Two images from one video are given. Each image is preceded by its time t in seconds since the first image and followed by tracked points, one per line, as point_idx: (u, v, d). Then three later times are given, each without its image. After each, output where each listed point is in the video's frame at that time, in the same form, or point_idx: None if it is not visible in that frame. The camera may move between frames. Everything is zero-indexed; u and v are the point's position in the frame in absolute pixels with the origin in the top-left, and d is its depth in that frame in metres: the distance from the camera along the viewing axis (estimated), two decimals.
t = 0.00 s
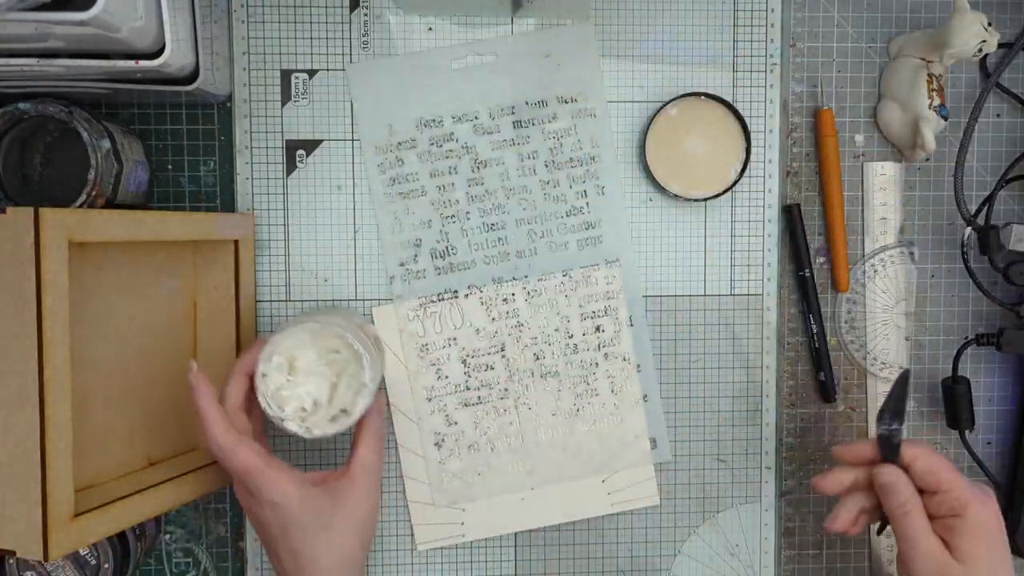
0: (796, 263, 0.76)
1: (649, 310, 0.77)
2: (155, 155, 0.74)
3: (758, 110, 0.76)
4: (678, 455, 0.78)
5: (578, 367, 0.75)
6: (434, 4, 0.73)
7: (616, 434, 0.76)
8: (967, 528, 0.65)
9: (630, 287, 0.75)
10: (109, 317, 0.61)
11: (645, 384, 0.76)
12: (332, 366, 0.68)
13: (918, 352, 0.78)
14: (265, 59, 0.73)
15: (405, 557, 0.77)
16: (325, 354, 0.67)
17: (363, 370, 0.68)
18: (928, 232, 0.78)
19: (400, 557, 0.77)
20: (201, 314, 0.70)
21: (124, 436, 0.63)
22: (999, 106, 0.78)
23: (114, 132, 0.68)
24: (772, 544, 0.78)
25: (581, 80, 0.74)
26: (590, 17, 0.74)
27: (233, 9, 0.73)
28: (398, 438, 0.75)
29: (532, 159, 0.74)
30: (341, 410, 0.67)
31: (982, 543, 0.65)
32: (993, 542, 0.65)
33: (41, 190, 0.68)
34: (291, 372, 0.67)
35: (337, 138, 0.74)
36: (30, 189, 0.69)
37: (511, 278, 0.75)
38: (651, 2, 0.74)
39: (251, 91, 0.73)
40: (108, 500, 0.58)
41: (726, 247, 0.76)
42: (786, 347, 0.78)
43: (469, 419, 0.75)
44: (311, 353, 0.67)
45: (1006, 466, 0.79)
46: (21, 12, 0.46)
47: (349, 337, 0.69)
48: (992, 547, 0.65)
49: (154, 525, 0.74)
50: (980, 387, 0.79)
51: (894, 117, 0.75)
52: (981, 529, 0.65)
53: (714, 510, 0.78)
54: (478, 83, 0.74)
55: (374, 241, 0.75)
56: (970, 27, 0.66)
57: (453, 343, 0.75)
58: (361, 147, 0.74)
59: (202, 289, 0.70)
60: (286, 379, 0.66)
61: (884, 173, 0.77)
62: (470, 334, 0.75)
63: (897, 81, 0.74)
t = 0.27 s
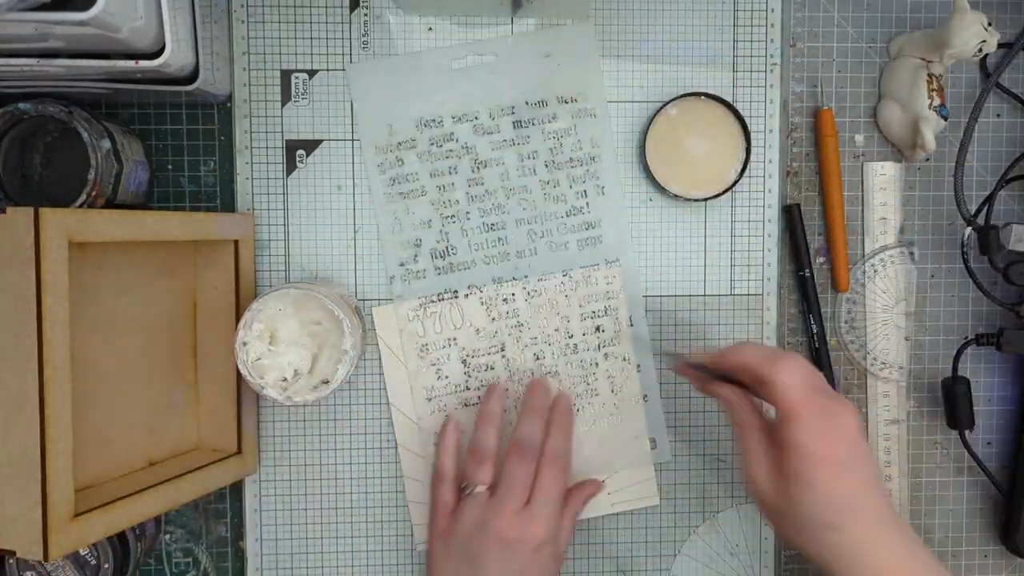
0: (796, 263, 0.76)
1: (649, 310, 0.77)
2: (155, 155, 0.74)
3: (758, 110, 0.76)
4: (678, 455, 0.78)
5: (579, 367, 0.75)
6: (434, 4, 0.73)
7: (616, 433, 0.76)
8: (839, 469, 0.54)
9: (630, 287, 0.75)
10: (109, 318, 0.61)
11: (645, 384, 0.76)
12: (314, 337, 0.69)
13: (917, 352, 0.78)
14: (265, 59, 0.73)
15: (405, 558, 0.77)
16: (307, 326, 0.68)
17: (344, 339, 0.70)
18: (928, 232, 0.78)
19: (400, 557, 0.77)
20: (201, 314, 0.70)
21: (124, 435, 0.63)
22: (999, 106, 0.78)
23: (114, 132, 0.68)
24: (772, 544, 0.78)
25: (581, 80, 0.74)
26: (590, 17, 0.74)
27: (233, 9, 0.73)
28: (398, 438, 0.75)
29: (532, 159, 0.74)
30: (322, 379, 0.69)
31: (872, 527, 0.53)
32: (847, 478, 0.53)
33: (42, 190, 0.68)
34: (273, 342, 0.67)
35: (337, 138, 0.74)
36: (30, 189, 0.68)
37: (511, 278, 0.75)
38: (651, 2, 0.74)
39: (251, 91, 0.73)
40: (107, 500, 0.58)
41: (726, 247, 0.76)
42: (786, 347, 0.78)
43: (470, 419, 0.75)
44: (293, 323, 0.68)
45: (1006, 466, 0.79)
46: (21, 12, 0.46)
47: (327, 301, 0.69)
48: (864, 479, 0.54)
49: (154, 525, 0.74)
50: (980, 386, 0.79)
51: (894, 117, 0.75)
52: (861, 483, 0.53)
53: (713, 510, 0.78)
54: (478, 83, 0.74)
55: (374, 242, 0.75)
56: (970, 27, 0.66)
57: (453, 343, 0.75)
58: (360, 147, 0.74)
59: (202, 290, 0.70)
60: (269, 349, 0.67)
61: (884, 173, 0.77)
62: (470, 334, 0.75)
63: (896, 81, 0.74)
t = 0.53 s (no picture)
0: (796, 263, 0.76)
1: (649, 310, 0.77)
2: (155, 155, 0.74)
3: (758, 110, 0.76)
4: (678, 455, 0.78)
5: (579, 367, 0.75)
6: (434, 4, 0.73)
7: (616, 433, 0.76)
8: (564, 510, 0.33)
9: (630, 287, 0.75)
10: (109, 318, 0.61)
11: (645, 384, 0.76)
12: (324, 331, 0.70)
13: (918, 352, 0.78)
14: (265, 60, 0.73)
15: (406, 557, 0.77)
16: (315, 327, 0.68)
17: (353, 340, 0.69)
18: (928, 232, 0.78)
19: (401, 557, 0.77)
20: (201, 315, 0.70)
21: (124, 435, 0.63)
22: (999, 106, 0.78)
23: (114, 132, 0.68)
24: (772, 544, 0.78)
25: (581, 79, 0.74)
26: (590, 17, 0.74)
27: (233, 9, 0.73)
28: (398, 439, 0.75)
29: (532, 159, 0.74)
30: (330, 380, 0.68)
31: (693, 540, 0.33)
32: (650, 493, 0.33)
33: (42, 190, 0.68)
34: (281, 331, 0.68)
35: (337, 138, 0.74)
36: (30, 189, 0.68)
37: (511, 278, 0.75)
38: (651, 1, 0.74)
39: (251, 92, 0.73)
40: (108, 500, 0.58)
41: (726, 247, 0.77)
42: (786, 347, 0.78)
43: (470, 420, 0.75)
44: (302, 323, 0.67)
45: (1006, 466, 0.79)
46: (21, 12, 0.46)
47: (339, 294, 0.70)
48: (667, 500, 0.34)
49: (154, 525, 0.74)
50: (980, 387, 0.79)
51: (894, 117, 0.75)
52: (671, 502, 0.33)
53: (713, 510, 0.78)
54: (478, 82, 0.74)
55: (374, 242, 0.75)
56: (970, 27, 0.66)
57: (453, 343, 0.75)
58: (360, 147, 0.74)
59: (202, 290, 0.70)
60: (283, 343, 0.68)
61: (884, 173, 0.77)
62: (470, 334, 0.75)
63: (896, 81, 0.74)
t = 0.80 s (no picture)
0: (796, 263, 0.76)
1: (649, 310, 0.77)
2: (155, 155, 0.74)
3: (758, 110, 0.76)
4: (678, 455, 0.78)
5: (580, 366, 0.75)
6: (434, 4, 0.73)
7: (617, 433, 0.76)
8: (657, 495, 0.42)
9: (630, 286, 0.75)
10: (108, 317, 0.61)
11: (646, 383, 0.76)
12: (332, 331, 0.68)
13: (917, 352, 0.78)
14: (265, 60, 0.73)
15: (406, 557, 0.77)
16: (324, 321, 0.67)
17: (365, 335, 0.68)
18: (928, 232, 0.78)
19: (401, 557, 0.77)
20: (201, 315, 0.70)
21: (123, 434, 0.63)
22: (999, 106, 0.78)
23: (115, 132, 0.68)
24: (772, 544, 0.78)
25: (582, 79, 0.74)
26: (590, 17, 0.74)
27: (233, 9, 0.73)
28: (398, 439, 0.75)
29: (533, 159, 0.74)
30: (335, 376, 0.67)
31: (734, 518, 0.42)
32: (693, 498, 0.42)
33: (42, 190, 0.68)
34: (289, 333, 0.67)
35: (337, 138, 0.74)
36: (30, 189, 0.68)
37: (511, 278, 0.75)
38: (651, 1, 0.74)
39: (251, 92, 0.73)
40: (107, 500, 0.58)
41: (726, 247, 0.76)
42: (786, 347, 0.78)
43: (471, 419, 0.75)
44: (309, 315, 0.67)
45: (1006, 466, 0.79)
46: (21, 12, 0.46)
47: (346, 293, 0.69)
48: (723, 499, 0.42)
49: (154, 524, 0.74)
50: (980, 387, 0.79)
51: (894, 117, 0.75)
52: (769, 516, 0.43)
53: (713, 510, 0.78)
54: (478, 82, 0.74)
55: (374, 242, 0.75)
56: (970, 27, 0.66)
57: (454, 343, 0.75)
58: (360, 147, 0.74)
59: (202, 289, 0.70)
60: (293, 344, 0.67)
61: (884, 173, 0.77)
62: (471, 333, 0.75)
63: (896, 81, 0.74)
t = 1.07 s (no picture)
0: (796, 263, 0.76)
1: (650, 309, 0.77)
2: (155, 155, 0.74)
3: (758, 110, 0.76)
4: (678, 455, 0.78)
5: (581, 366, 0.75)
6: (434, 4, 0.74)
7: (617, 433, 0.76)
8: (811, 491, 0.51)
9: (631, 286, 0.75)
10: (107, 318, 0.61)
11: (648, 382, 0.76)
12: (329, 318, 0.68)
13: (917, 352, 0.78)
14: (265, 60, 0.73)
15: (406, 557, 0.77)
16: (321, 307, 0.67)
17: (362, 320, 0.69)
18: (928, 232, 0.78)
19: (401, 557, 0.77)
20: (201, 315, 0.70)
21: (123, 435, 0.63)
22: (999, 106, 0.78)
23: (115, 132, 0.68)
24: (772, 545, 0.78)
25: (582, 79, 0.74)
26: (590, 17, 0.74)
27: (233, 9, 0.73)
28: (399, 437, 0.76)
29: (534, 158, 0.74)
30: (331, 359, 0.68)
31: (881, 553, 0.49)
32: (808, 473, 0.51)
33: (42, 190, 0.68)
34: (287, 317, 0.67)
35: (337, 138, 0.74)
36: (30, 189, 0.68)
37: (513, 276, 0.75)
38: (651, 1, 0.74)
39: (251, 91, 0.73)
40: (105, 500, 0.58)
41: (727, 247, 0.76)
42: (786, 347, 0.78)
43: (472, 418, 0.75)
44: (307, 302, 0.67)
45: (1006, 466, 0.79)
46: (21, 12, 0.46)
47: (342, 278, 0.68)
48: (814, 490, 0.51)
49: (154, 524, 0.74)
50: (980, 387, 0.79)
51: (894, 117, 0.75)
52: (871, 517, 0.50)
53: (714, 509, 0.78)
54: (479, 83, 0.74)
55: (375, 241, 0.75)
56: (970, 27, 0.66)
57: (455, 341, 0.75)
58: (361, 146, 0.74)
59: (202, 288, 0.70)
60: (288, 326, 0.66)
61: (884, 173, 0.77)
62: (472, 332, 0.75)
63: (896, 81, 0.74)
